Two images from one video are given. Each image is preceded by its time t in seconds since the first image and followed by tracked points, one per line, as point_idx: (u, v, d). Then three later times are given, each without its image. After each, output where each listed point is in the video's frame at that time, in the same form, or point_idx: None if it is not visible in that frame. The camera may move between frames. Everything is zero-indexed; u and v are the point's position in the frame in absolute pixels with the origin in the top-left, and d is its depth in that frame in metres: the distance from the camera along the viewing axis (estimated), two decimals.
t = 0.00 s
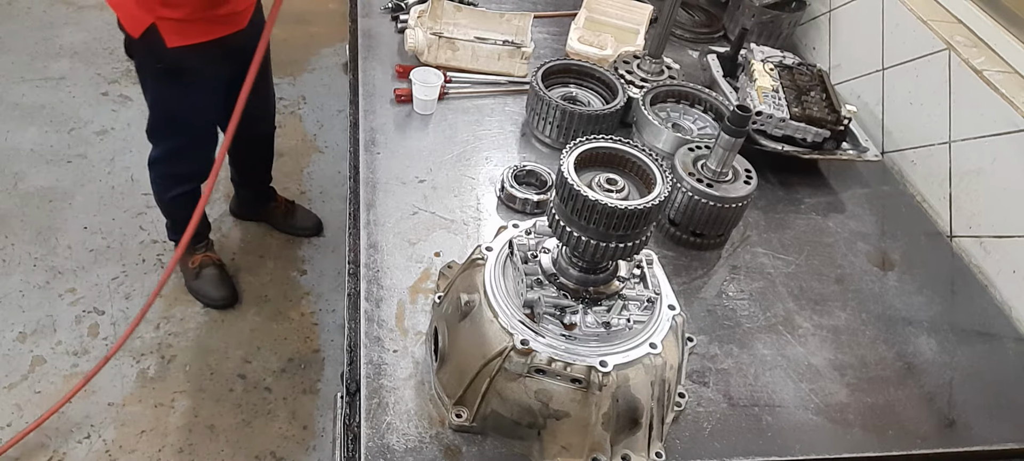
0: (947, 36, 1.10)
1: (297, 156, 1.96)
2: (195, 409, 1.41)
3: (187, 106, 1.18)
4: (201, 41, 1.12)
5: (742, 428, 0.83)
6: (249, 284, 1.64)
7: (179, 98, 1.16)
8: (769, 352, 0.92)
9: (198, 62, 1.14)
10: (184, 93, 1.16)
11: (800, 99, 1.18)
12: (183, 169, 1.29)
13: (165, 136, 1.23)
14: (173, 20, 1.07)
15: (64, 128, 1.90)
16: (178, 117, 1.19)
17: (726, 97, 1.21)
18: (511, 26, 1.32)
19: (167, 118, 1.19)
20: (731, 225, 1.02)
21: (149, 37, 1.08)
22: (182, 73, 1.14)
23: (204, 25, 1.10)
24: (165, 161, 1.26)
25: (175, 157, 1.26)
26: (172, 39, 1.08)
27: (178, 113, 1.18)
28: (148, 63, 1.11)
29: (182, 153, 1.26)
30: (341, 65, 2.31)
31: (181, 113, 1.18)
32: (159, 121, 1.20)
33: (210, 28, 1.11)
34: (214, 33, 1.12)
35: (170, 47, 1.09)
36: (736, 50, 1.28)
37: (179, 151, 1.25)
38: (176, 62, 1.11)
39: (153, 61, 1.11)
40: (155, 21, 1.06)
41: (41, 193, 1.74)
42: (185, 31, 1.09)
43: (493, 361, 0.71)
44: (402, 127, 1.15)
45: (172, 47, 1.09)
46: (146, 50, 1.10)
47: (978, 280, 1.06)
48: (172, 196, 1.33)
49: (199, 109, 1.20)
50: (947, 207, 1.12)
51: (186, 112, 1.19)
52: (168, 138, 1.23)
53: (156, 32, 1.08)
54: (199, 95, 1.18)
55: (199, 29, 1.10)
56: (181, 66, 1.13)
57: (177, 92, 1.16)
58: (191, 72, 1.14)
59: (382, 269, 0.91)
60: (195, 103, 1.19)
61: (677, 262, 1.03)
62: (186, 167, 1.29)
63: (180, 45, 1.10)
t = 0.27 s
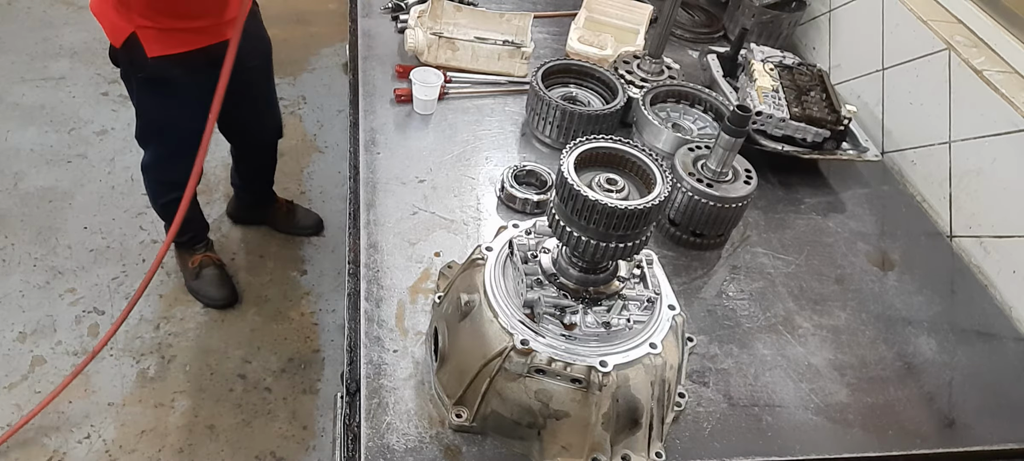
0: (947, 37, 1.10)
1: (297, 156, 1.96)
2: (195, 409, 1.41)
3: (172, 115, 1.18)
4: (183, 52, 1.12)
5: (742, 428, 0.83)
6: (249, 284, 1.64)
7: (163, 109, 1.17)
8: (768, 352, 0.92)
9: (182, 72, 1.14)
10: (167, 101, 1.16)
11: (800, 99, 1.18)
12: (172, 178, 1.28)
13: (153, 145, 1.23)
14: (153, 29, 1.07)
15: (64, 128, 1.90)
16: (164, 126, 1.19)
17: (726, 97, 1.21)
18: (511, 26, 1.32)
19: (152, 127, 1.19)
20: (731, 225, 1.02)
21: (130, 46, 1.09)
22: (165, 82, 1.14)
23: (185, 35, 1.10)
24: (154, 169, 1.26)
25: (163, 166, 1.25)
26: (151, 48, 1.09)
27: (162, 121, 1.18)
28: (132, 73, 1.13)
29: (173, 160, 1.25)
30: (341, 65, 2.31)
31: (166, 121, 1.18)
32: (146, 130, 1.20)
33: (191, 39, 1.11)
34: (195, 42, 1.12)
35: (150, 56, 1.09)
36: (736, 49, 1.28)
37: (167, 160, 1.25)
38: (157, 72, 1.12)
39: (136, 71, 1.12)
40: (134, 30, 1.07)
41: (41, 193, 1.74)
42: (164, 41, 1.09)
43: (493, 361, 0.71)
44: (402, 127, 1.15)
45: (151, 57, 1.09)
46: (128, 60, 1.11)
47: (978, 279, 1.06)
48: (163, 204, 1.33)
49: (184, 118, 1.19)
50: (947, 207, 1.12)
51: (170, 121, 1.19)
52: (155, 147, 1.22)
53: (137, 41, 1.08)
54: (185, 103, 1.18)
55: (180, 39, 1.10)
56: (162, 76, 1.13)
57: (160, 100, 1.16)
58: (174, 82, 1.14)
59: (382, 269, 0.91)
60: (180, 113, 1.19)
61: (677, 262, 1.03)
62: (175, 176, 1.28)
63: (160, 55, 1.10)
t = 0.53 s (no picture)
0: (947, 36, 1.10)
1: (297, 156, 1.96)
2: (195, 409, 1.41)
3: (170, 117, 1.18)
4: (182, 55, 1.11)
5: (742, 428, 0.83)
6: (249, 284, 1.64)
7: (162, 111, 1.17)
8: (768, 352, 0.92)
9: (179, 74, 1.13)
10: (165, 103, 1.16)
11: (800, 99, 1.18)
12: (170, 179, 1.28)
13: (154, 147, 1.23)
14: (153, 32, 1.07)
15: (64, 128, 1.90)
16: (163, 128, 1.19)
17: (726, 97, 1.21)
18: (511, 26, 1.32)
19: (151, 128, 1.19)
20: (731, 225, 1.02)
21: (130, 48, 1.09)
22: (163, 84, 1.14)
23: (185, 39, 1.10)
24: (154, 170, 1.26)
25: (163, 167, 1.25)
26: (151, 51, 1.08)
27: (160, 123, 1.18)
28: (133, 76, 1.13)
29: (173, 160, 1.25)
30: (341, 64, 2.30)
31: (165, 123, 1.18)
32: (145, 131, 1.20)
33: (190, 43, 1.10)
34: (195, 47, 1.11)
35: (148, 58, 1.09)
36: (736, 49, 1.28)
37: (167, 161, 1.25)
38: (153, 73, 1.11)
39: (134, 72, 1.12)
40: (133, 32, 1.06)
41: (41, 193, 1.74)
42: (164, 44, 1.08)
43: (493, 361, 0.71)
44: (402, 127, 1.15)
45: (149, 59, 1.09)
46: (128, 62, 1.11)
47: (978, 280, 1.06)
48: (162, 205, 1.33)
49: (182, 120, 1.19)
50: (947, 207, 1.12)
51: (169, 123, 1.18)
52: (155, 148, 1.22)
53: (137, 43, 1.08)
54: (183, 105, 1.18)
55: (180, 42, 1.10)
56: (159, 79, 1.12)
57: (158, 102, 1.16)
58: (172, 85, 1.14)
59: (382, 269, 0.91)
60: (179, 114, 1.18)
61: (677, 262, 1.03)
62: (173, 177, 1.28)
63: (159, 57, 1.09)
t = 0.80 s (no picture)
0: (947, 36, 1.10)
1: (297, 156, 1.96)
2: (195, 409, 1.41)
3: (181, 117, 1.18)
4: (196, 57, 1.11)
5: (742, 428, 0.83)
6: (249, 284, 1.64)
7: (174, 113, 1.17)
8: (769, 352, 0.92)
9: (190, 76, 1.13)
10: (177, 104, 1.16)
11: (800, 99, 1.18)
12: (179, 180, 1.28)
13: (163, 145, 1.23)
14: (171, 31, 1.08)
15: (64, 128, 1.90)
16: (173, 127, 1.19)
17: (726, 97, 1.21)
18: (511, 26, 1.32)
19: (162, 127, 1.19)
20: (731, 225, 1.02)
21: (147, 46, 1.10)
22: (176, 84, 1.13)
23: (202, 40, 1.10)
24: (162, 170, 1.26)
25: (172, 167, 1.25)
26: (167, 50, 1.09)
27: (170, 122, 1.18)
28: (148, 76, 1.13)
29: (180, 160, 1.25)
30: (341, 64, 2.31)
31: (176, 123, 1.18)
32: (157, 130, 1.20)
33: (206, 45, 1.11)
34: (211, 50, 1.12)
35: (163, 57, 1.09)
36: (736, 49, 1.28)
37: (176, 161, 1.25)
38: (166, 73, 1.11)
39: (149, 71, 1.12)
40: (151, 29, 1.07)
41: (41, 193, 1.74)
42: (180, 43, 1.09)
43: (493, 361, 0.71)
44: (402, 126, 1.15)
45: (163, 58, 1.09)
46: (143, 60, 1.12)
47: (978, 280, 1.06)
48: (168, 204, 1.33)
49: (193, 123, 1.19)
50: (947, 207, 1.12)
51: (179, 123, 1.18)
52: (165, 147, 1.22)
53: (154, 42, 1.09)
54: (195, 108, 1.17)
55: (196, 43, 1.10)
56: (171, 79, 1.12)
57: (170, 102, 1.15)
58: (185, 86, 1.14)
59: (382, 269, 0.91)
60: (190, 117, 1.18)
61: (677, 262, 1.03)
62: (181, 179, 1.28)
63: (174, 57, 1.10)
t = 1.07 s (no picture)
0: (947, 36, 1.10)
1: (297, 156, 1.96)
2: (195, 409, 1.41)
3: (194, 118, 1.17)
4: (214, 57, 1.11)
5: (742, 428, 0.83)
6: (249, 284, 1.64)
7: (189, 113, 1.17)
8: (769, 352, 0.92)
9: (207, 77, 1.13)
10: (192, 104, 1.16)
11: (800, 99, 1.18)
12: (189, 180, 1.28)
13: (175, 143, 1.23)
14: (190, 30, 1.08)
15: (64, 128, 1.90)
16: (185, 126, 1.19)
17: (725, 97, 1.21)
18: (511, 26, 1.32)
19: (176, 126, 1.19)
20: (731, 225, 1.02)
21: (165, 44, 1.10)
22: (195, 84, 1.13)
23: (221, 39, 1.10)
24: (171, 168, 1.26)
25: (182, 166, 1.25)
26: (185, 48, 1.09)
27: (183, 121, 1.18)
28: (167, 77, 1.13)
29: (189, 160, 1.25)
30: (341, 64, 2.31)
31: (189, 123, 1.18)
32: (170, 127, 1.20)
33: (225, 45, 1.11)
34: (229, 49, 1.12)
35: (180, 56, 1.09)
36: (736, 49, 1.28)
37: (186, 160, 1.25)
38: (185, 73, 1.11)
39: (166, 69, 1.12)
40: (170, 28, 1.07)
41: (41, 193, 1.74)
42: (199, 42, 1.09)
43: (493, 361, 0.71)
44: (402, 126, 1.15)
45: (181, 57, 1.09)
46: (160, 58, 1.12)
47: (978, 280, 1.06)
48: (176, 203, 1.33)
49: (206, 123, 1.19)
50: (947, 207, 1.12)
51: (191, 123, 1.18)
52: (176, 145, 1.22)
53: (172, 41, 1.09)
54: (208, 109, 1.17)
55: (215, 42, 1.10)
56: (187, 78, 1.12)
57: (185, 103, 1.15)
58: (201, 87, 1.14)
59: (382, 269, 0.91)
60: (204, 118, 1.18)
61: (677, 262, 1.03)
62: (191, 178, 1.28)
63: (192, 56, 1.10)
